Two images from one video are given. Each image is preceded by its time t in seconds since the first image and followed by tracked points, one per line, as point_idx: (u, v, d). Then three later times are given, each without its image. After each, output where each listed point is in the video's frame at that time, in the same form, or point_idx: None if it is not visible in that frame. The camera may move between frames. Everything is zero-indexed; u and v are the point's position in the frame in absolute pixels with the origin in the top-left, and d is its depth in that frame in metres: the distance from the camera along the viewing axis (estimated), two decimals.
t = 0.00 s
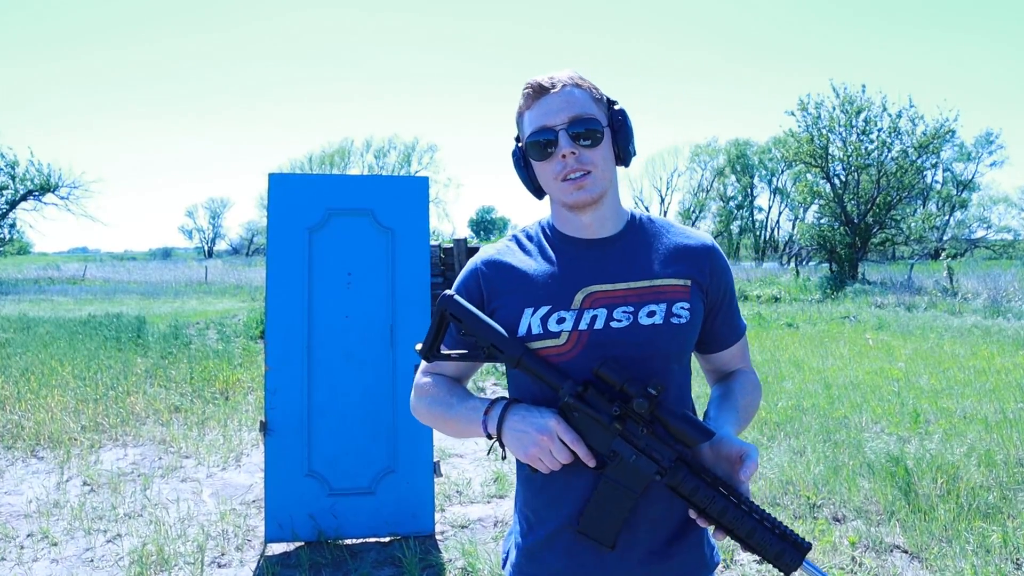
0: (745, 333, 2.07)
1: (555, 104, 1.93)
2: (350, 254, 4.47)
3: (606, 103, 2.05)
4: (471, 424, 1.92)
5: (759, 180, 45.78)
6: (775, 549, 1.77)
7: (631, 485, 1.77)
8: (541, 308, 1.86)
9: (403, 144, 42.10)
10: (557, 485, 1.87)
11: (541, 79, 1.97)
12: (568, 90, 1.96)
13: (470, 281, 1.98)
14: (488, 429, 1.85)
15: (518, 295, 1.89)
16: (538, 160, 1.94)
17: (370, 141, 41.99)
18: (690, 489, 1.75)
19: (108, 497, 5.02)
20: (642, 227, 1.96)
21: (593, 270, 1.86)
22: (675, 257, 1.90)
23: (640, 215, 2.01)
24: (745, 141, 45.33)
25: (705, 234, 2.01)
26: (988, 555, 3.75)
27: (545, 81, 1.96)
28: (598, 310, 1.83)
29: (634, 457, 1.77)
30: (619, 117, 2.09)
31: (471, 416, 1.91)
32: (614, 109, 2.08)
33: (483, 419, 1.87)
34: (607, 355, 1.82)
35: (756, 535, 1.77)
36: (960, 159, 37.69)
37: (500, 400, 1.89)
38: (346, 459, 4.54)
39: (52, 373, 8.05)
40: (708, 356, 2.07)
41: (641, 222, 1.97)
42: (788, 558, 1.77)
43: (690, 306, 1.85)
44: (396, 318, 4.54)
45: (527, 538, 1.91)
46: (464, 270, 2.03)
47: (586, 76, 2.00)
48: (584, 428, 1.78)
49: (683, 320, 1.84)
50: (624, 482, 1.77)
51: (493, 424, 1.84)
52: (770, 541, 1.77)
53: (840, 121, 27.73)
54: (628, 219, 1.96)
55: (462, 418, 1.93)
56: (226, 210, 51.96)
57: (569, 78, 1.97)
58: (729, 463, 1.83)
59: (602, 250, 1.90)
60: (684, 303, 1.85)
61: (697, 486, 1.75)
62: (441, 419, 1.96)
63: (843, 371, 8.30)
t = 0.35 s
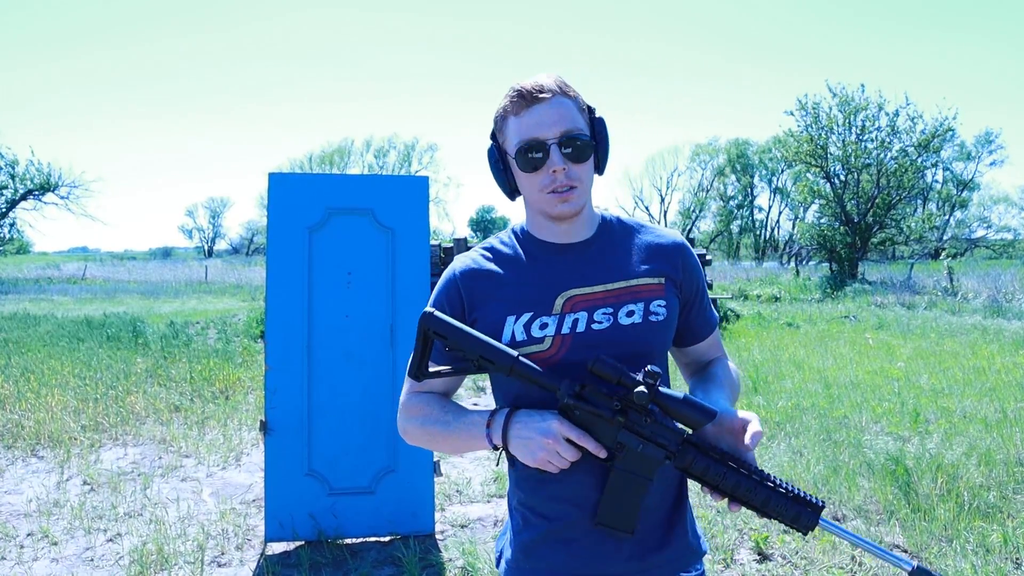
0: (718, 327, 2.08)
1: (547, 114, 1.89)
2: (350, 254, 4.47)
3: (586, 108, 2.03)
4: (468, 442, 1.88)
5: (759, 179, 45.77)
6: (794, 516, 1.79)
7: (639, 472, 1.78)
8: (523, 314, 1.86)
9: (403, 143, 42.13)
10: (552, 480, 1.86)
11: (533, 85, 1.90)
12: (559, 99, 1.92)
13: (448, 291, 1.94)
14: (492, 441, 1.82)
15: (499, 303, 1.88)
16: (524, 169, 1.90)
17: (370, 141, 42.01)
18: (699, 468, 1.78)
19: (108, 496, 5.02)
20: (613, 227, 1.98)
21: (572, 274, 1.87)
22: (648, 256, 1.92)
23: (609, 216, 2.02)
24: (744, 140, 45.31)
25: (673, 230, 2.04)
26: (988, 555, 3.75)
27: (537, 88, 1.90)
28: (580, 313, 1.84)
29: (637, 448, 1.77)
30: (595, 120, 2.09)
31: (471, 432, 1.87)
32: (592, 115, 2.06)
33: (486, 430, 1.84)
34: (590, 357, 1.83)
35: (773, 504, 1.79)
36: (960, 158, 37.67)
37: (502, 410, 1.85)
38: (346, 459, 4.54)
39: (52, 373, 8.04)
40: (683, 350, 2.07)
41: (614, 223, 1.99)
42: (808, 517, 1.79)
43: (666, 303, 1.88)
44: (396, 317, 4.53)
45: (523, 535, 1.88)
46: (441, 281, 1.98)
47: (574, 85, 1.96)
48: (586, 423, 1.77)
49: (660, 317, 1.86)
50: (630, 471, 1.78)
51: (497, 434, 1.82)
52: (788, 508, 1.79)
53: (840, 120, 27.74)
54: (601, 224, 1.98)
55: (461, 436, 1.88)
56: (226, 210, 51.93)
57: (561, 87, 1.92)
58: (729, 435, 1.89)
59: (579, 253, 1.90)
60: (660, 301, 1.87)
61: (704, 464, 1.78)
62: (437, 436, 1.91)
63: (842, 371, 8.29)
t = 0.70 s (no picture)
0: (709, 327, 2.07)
1: (569, 143, 1.82)
2: (351, 254, 4.47)
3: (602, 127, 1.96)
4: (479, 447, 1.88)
5: (759, 180, 45.77)
6: (812, 473, 1.68)
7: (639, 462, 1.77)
8: (515, 315, 1.86)
9: (403, 143, 42.11)
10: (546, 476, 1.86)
11: (565, 110, 1.79)
12: (584, 127, 1.84)
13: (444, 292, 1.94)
14: (499, 445, 1.82)
15: (492, 303, 1.88)
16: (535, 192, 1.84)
17: (370, 141, 42.02)
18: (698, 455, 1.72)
19: (108, 496, 5.03)
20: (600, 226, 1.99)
21: (563, 274, 1.88)
22: (636, 254, 1.92)
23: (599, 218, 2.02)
24: (745, 141, 45.31)
25: (660, 230, 2.05)
26: (988, 555, 3.76)
27: (568, 114, 1.80)
28: (572, 313, 1.85)
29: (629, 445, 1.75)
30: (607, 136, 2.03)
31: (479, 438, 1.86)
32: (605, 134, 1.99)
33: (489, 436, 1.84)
34: (582, 355, 1.83)
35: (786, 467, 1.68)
36: (960, 159, 37.67)
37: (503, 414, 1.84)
38: (346, 459, 4.54)
39: (52, 372, 8.04)
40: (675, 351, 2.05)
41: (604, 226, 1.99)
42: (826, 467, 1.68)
43: (655, 302, 1.88)
44: (396, 317, 4.53)
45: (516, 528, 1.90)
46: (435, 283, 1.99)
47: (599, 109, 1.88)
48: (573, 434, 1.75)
49: (650, 316, 1.86)
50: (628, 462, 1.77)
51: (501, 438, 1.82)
52: (800, 466, 1.68)
53: (840, 121, 27.75)
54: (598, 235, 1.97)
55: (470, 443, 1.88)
56: (226, 209, 51.91)
57: (588, 115, 1.83)
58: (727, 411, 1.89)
59: (571, 256, 1.91)
60: (650, 300, 1.88)
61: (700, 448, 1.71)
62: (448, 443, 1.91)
63: (842, 371, 8.29)
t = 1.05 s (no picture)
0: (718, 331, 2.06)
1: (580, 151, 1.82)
2: (351, 254, 4.47)
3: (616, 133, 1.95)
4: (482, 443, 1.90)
5: (759, 180, 45.77)
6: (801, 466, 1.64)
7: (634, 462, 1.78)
8: (521, 313, 1.86)
9: (403, 144, 42.11)
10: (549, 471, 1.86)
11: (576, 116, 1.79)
12: (597, 136, 1.83)
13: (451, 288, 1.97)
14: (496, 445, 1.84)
15: (499, 300, 1.90)
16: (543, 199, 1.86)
17: (370, 141, 42.02)
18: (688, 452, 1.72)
19: (108, 497, 5.03)
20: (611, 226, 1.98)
21: (570, 274, 1.89)
22: (646, 258, 1.91)
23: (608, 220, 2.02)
24: (744, 141, 45.33)
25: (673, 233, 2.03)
26: (987, 555, 3.75)
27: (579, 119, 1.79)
28: (577, 313, 1.85)
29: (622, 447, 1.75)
30: (622, 142, 2.00)
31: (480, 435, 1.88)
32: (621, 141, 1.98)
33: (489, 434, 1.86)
34: (586, 355, 1.84)
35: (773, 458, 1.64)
36: (960, 159, 37.68)
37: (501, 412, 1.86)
38: (346, 459, 4.54)
39: (52, 373, 8.05)
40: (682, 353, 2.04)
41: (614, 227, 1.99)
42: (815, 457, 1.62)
43: (661, 306, 1.87)
44: (396, 317, 4.53)
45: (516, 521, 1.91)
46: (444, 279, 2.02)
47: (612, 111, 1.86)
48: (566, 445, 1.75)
49: (655, 319, 1.86)
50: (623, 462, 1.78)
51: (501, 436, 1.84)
52: (788, 458, 1.63)
53: (840, 121, 27.75)
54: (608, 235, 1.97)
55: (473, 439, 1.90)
56: (226, 210, 52.04)
57: (600, 118, 1.82)
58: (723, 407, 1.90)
59: (579, 257, 1.91)
60: (656, 303, 1.87)
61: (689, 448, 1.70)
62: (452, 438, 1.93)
63: (843, 371, 8.30)
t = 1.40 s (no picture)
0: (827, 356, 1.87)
1: (635, 89, 1.88)
2: (350, 254, 4.47)
3: (690, 98, 1.96)
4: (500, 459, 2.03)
5: (759, 180, 45.76)
6: (804, 280, 1.62)
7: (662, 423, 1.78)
8: (575, 313, 1.95)
9: (403, 144, 42.12)
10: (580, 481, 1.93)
11: (626, 57, 1.89)
12: (652, 76, 1.89)
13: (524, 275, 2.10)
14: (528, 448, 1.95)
15: (559, 297, 1.99)
16: (601, 146, 1.93)
17: (370, 141, 42.04)
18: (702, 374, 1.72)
19: (108, 496, 5.03)
20: (704, 227, 1.96)
21: (638, 278, 1.91)
22: (733, 264, 1.87)
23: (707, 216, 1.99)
24: (744, 141, 45.33)
25: (775, 238, 1.95)
26: (987, 554, 3.75)
27: (630, 60, 1.89)
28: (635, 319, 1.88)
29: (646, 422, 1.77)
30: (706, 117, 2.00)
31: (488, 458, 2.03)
32: (700, 104, 1.98)
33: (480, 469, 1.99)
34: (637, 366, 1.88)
35: (774, 291, 1.63)
36: (960, 159, 37.65)
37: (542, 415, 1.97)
38: (347, 459, 4.54)
39: (52, 373, 8.05)
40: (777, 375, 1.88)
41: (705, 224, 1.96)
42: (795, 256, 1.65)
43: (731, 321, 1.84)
44: (396, 317, 4.53)
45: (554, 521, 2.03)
46: (518, 266, 2.16)
47: (676, 61, 1.92)
48: (576, 428, 1.83)
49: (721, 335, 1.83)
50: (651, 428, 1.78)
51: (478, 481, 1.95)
52: (779, 280, 1.63)
53: (840, 120, 27.75)
54: (690, 222, 1.95)
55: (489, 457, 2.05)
56: (226, 210, 52.06)
57: (657, 62, 1.90)
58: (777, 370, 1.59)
59: (653, 256, 1.92)
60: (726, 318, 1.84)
61: (696, 358, 1.71)
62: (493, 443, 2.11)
63: (843, 371, 8.29)
